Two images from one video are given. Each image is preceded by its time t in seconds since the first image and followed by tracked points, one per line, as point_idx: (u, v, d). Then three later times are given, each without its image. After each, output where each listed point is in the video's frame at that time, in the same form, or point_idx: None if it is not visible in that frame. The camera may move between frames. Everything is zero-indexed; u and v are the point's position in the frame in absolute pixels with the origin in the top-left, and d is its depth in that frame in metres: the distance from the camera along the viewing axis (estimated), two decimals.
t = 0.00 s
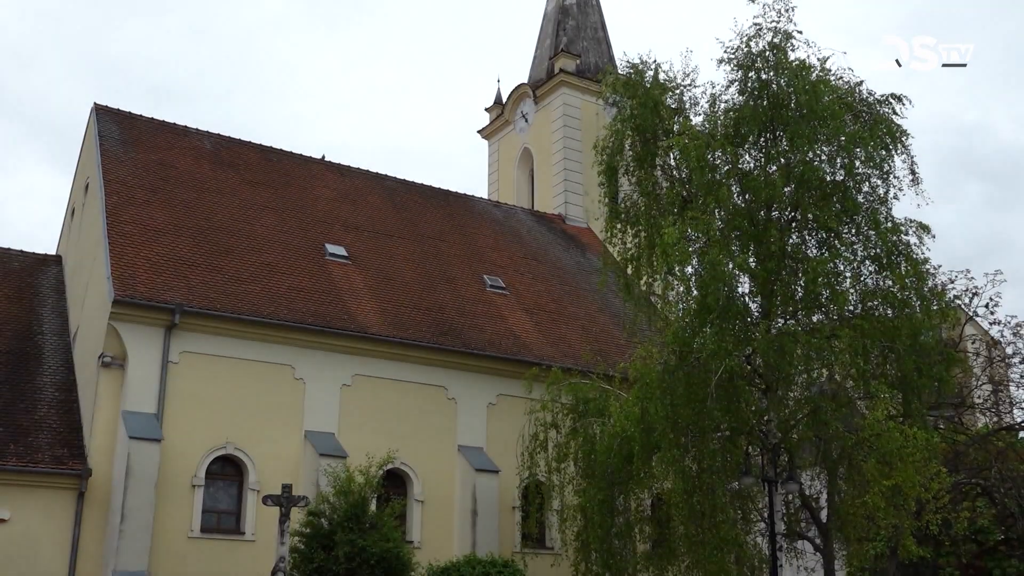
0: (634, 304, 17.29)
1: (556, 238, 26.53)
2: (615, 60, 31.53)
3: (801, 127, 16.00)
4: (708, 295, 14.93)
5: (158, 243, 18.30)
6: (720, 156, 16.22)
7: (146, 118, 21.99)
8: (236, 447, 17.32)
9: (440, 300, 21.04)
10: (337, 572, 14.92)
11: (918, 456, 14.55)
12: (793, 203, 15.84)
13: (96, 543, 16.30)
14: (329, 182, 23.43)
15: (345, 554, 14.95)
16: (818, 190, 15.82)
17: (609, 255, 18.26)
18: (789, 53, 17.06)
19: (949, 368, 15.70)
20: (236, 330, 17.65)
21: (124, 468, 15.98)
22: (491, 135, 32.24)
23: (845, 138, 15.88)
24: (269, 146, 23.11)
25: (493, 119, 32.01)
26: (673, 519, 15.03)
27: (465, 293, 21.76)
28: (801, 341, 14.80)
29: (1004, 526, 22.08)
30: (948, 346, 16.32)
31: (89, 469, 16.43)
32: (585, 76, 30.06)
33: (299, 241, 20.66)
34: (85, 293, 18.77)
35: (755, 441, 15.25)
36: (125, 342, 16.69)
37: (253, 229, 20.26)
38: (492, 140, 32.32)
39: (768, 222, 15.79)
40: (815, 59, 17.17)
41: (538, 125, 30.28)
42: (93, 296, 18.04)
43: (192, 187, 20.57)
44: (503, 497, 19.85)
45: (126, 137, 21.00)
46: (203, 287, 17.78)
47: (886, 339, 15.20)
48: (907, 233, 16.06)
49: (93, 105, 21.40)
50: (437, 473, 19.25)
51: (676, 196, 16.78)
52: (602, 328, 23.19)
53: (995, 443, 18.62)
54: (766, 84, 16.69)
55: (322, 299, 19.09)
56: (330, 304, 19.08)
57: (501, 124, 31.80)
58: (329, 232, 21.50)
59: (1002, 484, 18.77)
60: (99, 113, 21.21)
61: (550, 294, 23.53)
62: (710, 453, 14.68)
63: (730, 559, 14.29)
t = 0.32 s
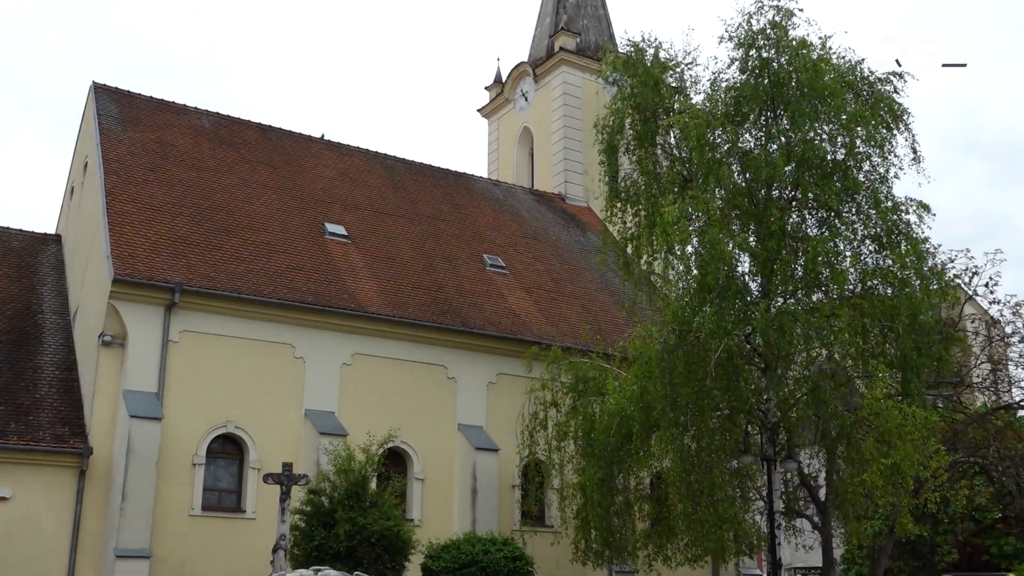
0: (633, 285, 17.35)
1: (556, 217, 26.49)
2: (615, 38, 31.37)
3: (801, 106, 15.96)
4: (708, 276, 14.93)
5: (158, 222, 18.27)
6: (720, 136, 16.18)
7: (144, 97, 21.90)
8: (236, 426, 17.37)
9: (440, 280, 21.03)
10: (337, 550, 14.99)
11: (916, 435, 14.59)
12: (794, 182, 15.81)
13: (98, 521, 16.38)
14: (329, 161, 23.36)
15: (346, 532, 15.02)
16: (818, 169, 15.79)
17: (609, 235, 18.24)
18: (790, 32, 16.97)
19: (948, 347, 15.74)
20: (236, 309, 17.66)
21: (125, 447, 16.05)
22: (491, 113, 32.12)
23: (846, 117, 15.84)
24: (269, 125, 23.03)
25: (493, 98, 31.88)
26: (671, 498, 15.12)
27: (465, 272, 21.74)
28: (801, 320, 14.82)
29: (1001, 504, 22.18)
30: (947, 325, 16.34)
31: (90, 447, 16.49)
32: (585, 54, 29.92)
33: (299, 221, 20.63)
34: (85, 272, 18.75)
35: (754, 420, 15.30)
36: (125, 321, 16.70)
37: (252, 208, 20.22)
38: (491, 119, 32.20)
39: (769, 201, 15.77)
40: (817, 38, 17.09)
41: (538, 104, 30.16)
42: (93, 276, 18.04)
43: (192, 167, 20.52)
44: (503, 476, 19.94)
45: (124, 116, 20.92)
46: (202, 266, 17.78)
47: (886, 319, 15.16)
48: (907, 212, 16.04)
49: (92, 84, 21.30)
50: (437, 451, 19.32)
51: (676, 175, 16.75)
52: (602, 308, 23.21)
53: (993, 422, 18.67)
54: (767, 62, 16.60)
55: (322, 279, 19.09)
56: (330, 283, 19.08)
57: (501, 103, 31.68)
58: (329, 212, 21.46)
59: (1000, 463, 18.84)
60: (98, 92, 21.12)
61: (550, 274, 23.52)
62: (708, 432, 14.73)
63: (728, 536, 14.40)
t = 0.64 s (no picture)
0: (634, 258, 17.44)
1: (555, 190, 26.43)
2: (615, 10, 31.15)
3: (803, 78, 15.87)
4: (708, 249, 14.91)
5: (157, 196, 18.23)
6: (721, 108, 16.07)
7: (142, 69, 21.77)
8: (237, 399, 17.42)
9: (439, 253, 21.01)
10: (337, 521, 15.07)
11: (915, 408, 14.63)
12: (794, 155, 15.75)
13: (99, 493, 16.46)
14: (328, 134, 23.25)
15: (346, 504, 15.10)
16: (819, 142, 15.74)
17: (609, 208, 18.19)
18: (791, 4, 16.84)
19: (948, 321, 15.76)
20: (236, 282, 17.67)
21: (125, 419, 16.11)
22: (491, 86, 31.95)
23: (848, 90, 15.77)
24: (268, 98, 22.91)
25: (493, 70, 31.70)
26: (670, 470, 15.19)
27: (465, 246, 21.72)
28: (800, 294, 14.81)
29: (998, 476, 22.29)
30: (946, 298, 16.34)
31: (91, 420, 16.55)
32: (585, 27, 29.73)
33: (298, 194, 20.58)
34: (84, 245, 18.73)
35: (754, 393, 15.35)
36: (124, 294, 16.70)
37: (252, 181, 20.17)
38: (491, 91, 32.05)
39: (769, 174, 15.72)
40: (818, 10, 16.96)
41: (538, 76, 30.01)
42: (92, 249, 18.02)
43: (190, 139, 20.43)
44: (503, 448, 20.03)
45: (123, 88, 20.81)
46: (202, 239, 17.76)
47: (886, 292, 15.12)
48: (908, 185, 16.00)
49: (90, 56, 21.17)
50: (437, 424, 19.38)
51: (676, 147, 16.68)
52: (601, 281, 23.20)
53: (991, 395, 18.73)
54: (768, 34, 16.50)
55: (321, 252, 19.07)
56: (330, 256, 19.06)
57: (501, 76, 31.52)
58: (328, 185, 21.41)
59: (998, 435, 18.93)
60: (96, 64, 21.00)
61: (549, 247, 23.49)
62: (707, 405, 14.81)
63: (726, 508, 14.49)
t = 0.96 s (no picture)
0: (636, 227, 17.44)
1: (555, 159, 26.34)
2: None
3: (805, 46, 15.75)
4: (708, 219, 14.86)
5: (156, 164, 18.17)
6: (722, 77, 15.96)
7: (140, 37, 21.61)
8: (237, 368, 17.47)
9: (439, 222, 20.97)
10: (338, 489, 15.18)
11: (914, 376, 14.67)
12: (795, 123, 15.66)
13: (101, 461, 16.56)
14: (327, 102, 23.12)
15: (347, 472, 15.20)
16: (820, 111, 15.68)
17: (610, 176, 18.13)
18: None
19: (947, 290, 15.77)
20: (235, 251, 17.66)
21: (127, 387, 16.17)
22: (491, 54, 31.74)
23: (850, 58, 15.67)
24: (267, 66, 22.75)
25: (493, 38, 31.47)
26: (669, 438, 15.28)
27: (464, 215, 21.67)
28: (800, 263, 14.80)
29: (995, 444, 22.41)
30: (946, 267, 16.30)
31: (93, 389, 16.61)
32: None
33: (298, 163, 20.51)
34: (84, 214, 18.69)
35: (753, 362, 15.41)
36: (124, 263, 16.70)
37: (251, 150, 20.09)
38: (491, 59, 31.85)
39: (769, 142, 15.65)
40: None
41: (538, 44, 29.80)
42: (92, 218, 17.99)
43: (188, 108, 20.32)
44: (503, 416, 20.11)
45: (120, 56, 20.67)
46: (201, 208, 17.73)
47: (887, 261, 15.12)
48: (909, 154, 15.94)
49: (87, 23, 21.01)
50: (438, 392, 19.45)
51: (677, 115, 16.58)
52: (601, 250, 23.18)
53: (990, 364, 18.80)
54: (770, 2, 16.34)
55: (321, 221, 19.03)
56: (329, 225, 19.03)
57: (501, 43, 31.29)
58: (328, 153, 21.34)
59: (996, 404, 19.03)
60: (93, 31, 20.84)
61: (549, 216, 23.44)
62: (707, 374, 14.85)
63: (725, 475, 14.58)
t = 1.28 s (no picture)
0: (637, 193, 17.38)
1: (556, 125, 26.21)
2: None
3: (807, 11, 15.60)
4: (709, 184, 14.78)
5: (154, 129, 18.08)
6: (724, 41, 15.80)
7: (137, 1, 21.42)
8: (237, 333, 17.51)
9: (438, 187, 20.92)
10: (339, 453, 15.27)
11: (913, 341, 14.72)
12: (796, 89, 15.55)
13: (103, 425, 16.65)
14: (326, 67, 22.96)
15: (347, 437, 15.29)
16: (822, 76, 15.60)
17: (610, 142, 18.06)
18: None
19: (947, 257, 15.78)
20: (235, 217, 17.63)
21: (128, 352, 16.22)
22: (490, 19, 31.50)
23: (852, 23, 15.58)
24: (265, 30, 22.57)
25: (493, 2, 31.23)
26: (669, 403, 15.41)
27: (464, 180, 21.61)
28: (801, 229, 14.78)
29: (993, 410, 22.50)
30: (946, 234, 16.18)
31: (93, 354, 16.66)
32: None
33: (297, 128, 20.41)
34: (82, 180, 18.62)
35: (752, 327, 15.47)
36: (124, 228, 16.67)
37: (249, 115, 19.98)
38: (490, 24, 31.62)
39: (770, 108, 15.55)
40: None
41: (538, 9, 29.56)
42: (91, 183, 17.93)
43: (186, 72, 20.18)
44: (503, 382, 20.19)
45: (117, 20, 20.50)
46: (200, 173, 17.68)
47: (886, 227, 15.16)
48: (911, 120, 15.89)
49: None
50: (437, 358, 19.51)
51: (678, 80, 16.44)
52: (601, 216, 23.13)
53: (989, 330, 19.03)
54: None
55: (320, 186, 18.98)
56: (328, 191, 18.98)
57: (501, 9, 31.04)
58: (327, 118, 21.23)
59: (994, 369, 19.20)
60: None
61: (549, 182, 23.36)
62: (706, 339, 14.88)
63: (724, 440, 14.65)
